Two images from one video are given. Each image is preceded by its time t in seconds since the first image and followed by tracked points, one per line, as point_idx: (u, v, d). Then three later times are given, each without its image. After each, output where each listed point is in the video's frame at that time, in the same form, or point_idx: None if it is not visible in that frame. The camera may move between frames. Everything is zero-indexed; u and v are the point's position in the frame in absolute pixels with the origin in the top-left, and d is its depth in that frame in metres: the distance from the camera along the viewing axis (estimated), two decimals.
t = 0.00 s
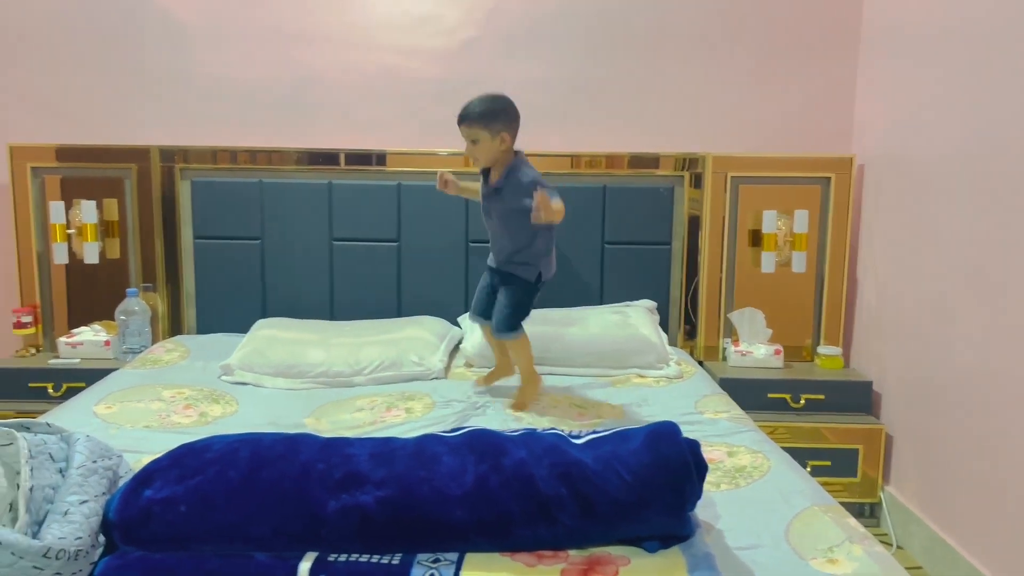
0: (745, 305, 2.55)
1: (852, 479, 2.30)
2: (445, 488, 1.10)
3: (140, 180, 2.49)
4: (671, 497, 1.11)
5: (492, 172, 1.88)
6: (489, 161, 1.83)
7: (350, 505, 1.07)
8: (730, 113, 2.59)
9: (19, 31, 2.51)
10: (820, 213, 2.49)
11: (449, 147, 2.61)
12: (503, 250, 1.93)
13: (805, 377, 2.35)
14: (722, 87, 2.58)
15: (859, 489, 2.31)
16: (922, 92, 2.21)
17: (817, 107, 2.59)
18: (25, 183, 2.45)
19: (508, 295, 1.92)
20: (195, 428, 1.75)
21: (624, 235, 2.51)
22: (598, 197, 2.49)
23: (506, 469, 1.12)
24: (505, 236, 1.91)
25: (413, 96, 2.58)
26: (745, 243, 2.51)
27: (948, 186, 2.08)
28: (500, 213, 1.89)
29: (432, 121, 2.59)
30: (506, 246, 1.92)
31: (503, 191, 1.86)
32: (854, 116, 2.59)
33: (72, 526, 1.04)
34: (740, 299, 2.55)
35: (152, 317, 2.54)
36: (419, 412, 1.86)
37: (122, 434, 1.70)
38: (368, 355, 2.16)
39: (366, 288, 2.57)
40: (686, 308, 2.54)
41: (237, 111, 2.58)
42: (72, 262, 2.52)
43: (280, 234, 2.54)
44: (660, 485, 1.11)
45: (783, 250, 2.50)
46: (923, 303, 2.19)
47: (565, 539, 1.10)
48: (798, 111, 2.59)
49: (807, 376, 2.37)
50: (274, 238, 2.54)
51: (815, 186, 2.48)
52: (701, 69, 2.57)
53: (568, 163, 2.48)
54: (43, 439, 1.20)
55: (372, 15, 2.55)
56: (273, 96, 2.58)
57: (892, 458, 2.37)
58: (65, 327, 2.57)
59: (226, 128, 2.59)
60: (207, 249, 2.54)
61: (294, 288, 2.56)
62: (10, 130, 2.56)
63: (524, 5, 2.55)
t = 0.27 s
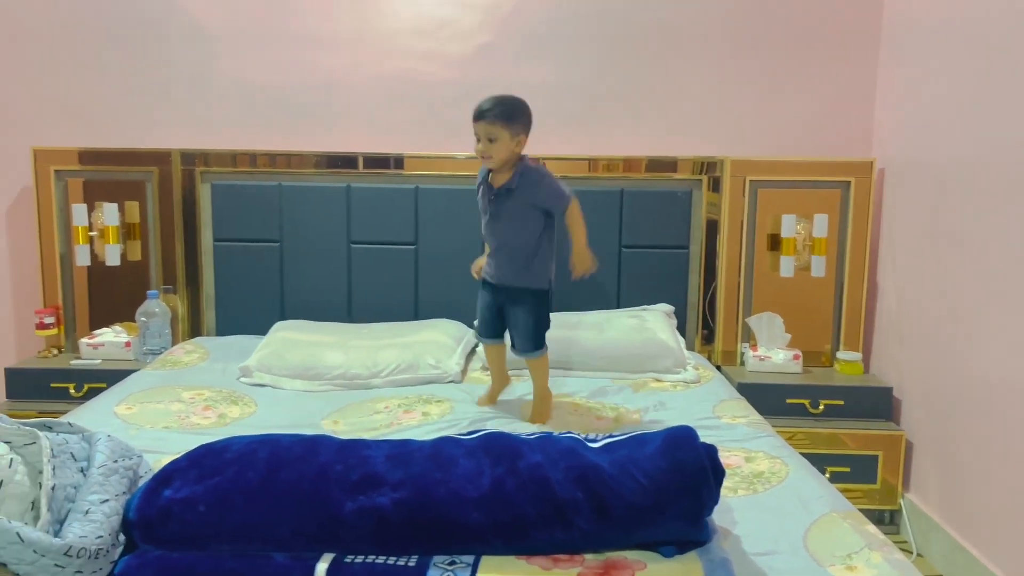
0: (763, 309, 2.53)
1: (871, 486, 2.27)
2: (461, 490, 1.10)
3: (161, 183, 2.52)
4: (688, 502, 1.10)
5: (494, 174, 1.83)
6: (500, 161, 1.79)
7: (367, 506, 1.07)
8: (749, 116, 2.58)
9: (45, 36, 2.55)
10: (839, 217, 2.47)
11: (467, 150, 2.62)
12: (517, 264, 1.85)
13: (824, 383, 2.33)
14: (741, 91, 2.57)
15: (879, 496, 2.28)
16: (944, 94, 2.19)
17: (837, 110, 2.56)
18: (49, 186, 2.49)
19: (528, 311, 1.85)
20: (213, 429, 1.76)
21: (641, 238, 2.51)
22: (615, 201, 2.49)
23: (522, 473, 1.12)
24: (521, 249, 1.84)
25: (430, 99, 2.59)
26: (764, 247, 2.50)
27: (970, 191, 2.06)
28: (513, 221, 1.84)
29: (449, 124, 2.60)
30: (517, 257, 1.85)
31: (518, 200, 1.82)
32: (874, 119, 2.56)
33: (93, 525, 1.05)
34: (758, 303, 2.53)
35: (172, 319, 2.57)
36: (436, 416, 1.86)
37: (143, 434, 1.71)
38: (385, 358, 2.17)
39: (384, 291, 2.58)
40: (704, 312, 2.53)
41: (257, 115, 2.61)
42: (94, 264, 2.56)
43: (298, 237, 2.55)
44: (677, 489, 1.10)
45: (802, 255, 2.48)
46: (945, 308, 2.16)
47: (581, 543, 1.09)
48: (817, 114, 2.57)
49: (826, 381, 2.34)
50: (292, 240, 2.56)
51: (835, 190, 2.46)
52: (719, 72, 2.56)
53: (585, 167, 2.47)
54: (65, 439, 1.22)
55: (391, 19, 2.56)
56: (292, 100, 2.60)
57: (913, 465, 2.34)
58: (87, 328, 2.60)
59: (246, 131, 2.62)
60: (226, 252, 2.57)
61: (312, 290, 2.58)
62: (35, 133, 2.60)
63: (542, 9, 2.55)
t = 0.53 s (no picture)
0: (775, 312, 2.51)
1: (884, 490, 2.25)
2: (470, 493, 1.09)
3: (173, 185, 2.53)
4: (699, 506, 1.09)
5: (487, 221, 1.68)
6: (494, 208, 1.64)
7: (376, 508, 1.07)
8: (760, 118, 2.56)
9: (60, 39, 2.57)
10: (852, 219, 2.45)
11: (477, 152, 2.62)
12: (506, 298, 1.69)
13: (836, 386, 2.31)
14: (752, 93, 2.55)
15: (891, 501, 2.26)
16: (958, 96, 2.17)
17: (849, 111, 2.55)
18: (63, 188, 2.51)
19: (525, 359, 1.70)
20: (224, 430, 1.77)
21: (651, 241, 2.50)
22: (626, 203, 2.48)
23: (532, 475, 1.12)
24: (514, 284, 1.68)
25: (441, 101, 2.59)
26: (776, 249, 2.48)
27: (983, 193, 2.04)
28: (511, 257, 1.67)
29: (460, 126, 2.60)
30: (513, 301, 1.68)
31: (517, 236, 1.67)
32: (887, 121, 2.54)
33: (104, 526, 1.05)
34: (770, 306, 2.52)
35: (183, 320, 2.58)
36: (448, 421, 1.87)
37: (155, 435, 1.72)
38: (394, 360, 2.17)
39: (394, 293, 2.58)
40: (715, 315, 2.52)
41: (268, 117, 2.62)
42: (107, 265, 2.57)
43: (308, 239, 2.56)
44: (686, 493, 1.10)
45: (814, 257, 2.47)
46: (958, 311, 2.15)
47: (591, 547, 1.09)
48: (829, 116, 2.55)
49: (838, 385, 2.33)
50: (303, 242, 2.57)
51: (847, 193, 2.44)
52: (731, 74, 2.55)
53: (596, 169, 2.47)
54: (78, 440, 1.23)
55: (402, 22, 2.57)
56: (303, 103, 2.61)
57: (926, 470, 2.32)
58: (100, 329, 2.62)
59: (257, 134, 2.63)
60: (237, 253, 2.58)
61: (323, 292, 2.59)
62: (49, 135, 2.62)
63: (552, 11, 2.55)
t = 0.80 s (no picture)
0: (783, 312, 2.50)
1: (892, 491, 2.24)
2: (476, 493, 1.09)
3: (182, 185, 2.54)
4: (705, 506, 1.09)
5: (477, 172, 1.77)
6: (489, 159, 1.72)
7: (382, 508, 1.08)
8: (768, 118, 2.56)
9: (70, 40, 2.59)
10: (861, 219, 2.44)
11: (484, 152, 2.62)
12: (490, 244, 1.82)
13: (845, 387, 2.30)
14: (760, 92, 2.54)
15: (900, 502, 2.25)
16: (967, 96, 2.16)
17: (858, 111, 2.54)
18: (72, 188, 2.52)
19: (520, 294, 1.83)
20: (231, 430, 1.77)
21: (659, 241, 2.49)
22: (633, 203, 2.48)
23: (538, 475, 1.12)
24: (499, 232, 1.82)
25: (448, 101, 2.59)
26: (784, 249, 2.47)
27: (993, 193, 2.03)
28: (502, 205, 1.81)
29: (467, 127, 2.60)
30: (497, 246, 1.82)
31: (505, 184, 1.79)
32: (896, 120, 2.53)
33: (112, 524, 1.06)
34: (778, 306, 2.51)
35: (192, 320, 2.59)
36: (454, 417, 1.87)
37: (163, 434, 1.73)
38: (401, 360, 2.17)
39: (400, 293, 2.58)
40: (723, 315, 2.51)
41: (276, 118, 2.63)
42: (115, 265, 2.59)
43: (316, 239, 2.57)
44: (693, 494, 1.10)
45: (823, 257, 2.46)
46: (968, 312, 2.13)
47: (597, 548, 1.09)
48: (838, 115, 2.54)
49: (847, 386, 2.31)
50: (311, 242, 2.57)
51: (856, 192, 2.43)
52: (738, 74, 2.54)
53: (603, 169, 2.47)
54: (86, 439, 1.23)
55: (408, 22, 2.57)
56: (311, 103, 2.62)
57: (935, 472, 2.30)
58: (108, 329, 2.63)
59: (265, 134, 2.64)
60: (245, 253, 2.59)
61: (330, 291, 2.59)
62: (59, 136, 2.64)
63: (560, 11, 2.55)
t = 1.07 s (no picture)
0: (790, 311, 2.49)
1: (900, 490, 2.23)
2: (483, 492, 1.09)
3: (188, 184, 2.55)
4: (712, 505, 1.09)
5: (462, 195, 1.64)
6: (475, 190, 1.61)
7: (389, 506, 1.08)
8: (775, 116, 2.55)
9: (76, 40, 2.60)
10: (868, 217, 2.43)
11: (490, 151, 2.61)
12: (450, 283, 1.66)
13: (852, 385, 2.29)
14: (767, 89, 2.53)
15: (908, 501, 2.24)
16: (975, 93, 2.14)
17: (866, 108, 2.52)
18: (79, 187, 2.53)
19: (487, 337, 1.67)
20: (238, 429, 1.78)
21: (665, 239, 2.49)
22: (639, 201, 2.47)
23: (544, 474, 1.12)
24: (470, 261, 1.63)
25: (454, 100, 2.59)
26: (791, 247, 2.46)
27: (1001, 190, 2.01)
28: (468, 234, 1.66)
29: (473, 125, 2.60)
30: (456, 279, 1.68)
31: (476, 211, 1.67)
32: (904, 118, 2.52)
33: (120, 522, 1.06)
34: (785, 305, 2.50)
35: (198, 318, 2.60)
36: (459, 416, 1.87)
37: (171, 433, 1.74)
38: (408, 358, 2.17)
39: (406, 291, 2.59)
40: (729, 314, 2.50)
41: (282, 116, 2.63)
42: (122, 264, 2.60)
43: (322, 237, 2.57)
44: (700, 492, 1.09)
45: (829, 256, 2.45)
46: (976, 310, 2.12)
47: (603, 546, 1.09)
48: (845, 113, 2.53)
49: (854, 384, 2.31)
50: (317, 240, 2.58)
51: (863, 190, 2.42)
52: (745, 71, 2.53)
53: (609, 167, 2.46)
54: (94, 437, 1.24)
55: (413, 20, 2.57)
56: (317, 102, 2.62)
57: (943, 471, 2.29)
58: (116, 328, 2.64)
59: (271, 133, 2.64)
60: (251, 252, 2.59)
61: (336, 290, 2.60)
62: (66, 135, 2.65)
63: (565, 9, 2.54)
